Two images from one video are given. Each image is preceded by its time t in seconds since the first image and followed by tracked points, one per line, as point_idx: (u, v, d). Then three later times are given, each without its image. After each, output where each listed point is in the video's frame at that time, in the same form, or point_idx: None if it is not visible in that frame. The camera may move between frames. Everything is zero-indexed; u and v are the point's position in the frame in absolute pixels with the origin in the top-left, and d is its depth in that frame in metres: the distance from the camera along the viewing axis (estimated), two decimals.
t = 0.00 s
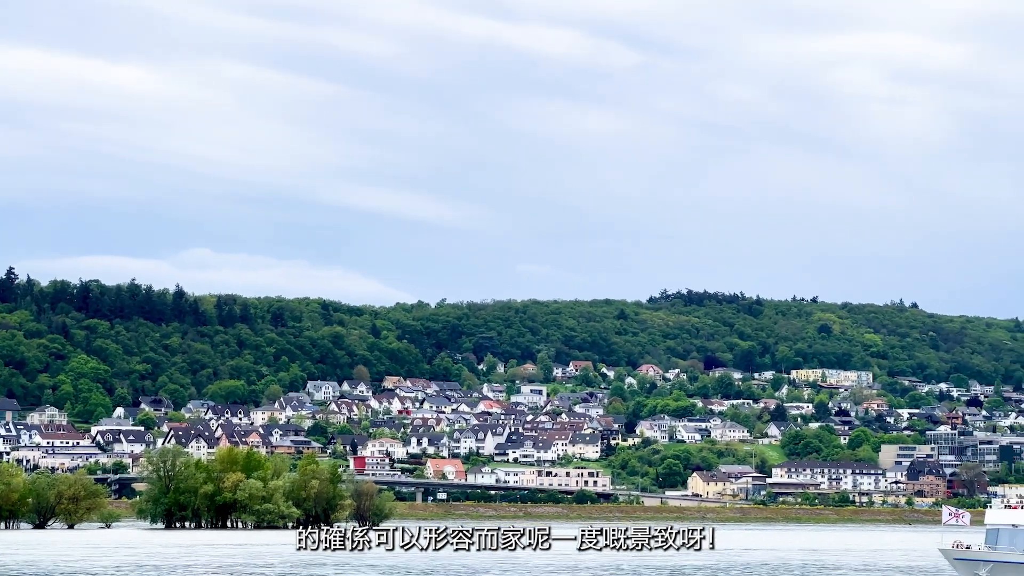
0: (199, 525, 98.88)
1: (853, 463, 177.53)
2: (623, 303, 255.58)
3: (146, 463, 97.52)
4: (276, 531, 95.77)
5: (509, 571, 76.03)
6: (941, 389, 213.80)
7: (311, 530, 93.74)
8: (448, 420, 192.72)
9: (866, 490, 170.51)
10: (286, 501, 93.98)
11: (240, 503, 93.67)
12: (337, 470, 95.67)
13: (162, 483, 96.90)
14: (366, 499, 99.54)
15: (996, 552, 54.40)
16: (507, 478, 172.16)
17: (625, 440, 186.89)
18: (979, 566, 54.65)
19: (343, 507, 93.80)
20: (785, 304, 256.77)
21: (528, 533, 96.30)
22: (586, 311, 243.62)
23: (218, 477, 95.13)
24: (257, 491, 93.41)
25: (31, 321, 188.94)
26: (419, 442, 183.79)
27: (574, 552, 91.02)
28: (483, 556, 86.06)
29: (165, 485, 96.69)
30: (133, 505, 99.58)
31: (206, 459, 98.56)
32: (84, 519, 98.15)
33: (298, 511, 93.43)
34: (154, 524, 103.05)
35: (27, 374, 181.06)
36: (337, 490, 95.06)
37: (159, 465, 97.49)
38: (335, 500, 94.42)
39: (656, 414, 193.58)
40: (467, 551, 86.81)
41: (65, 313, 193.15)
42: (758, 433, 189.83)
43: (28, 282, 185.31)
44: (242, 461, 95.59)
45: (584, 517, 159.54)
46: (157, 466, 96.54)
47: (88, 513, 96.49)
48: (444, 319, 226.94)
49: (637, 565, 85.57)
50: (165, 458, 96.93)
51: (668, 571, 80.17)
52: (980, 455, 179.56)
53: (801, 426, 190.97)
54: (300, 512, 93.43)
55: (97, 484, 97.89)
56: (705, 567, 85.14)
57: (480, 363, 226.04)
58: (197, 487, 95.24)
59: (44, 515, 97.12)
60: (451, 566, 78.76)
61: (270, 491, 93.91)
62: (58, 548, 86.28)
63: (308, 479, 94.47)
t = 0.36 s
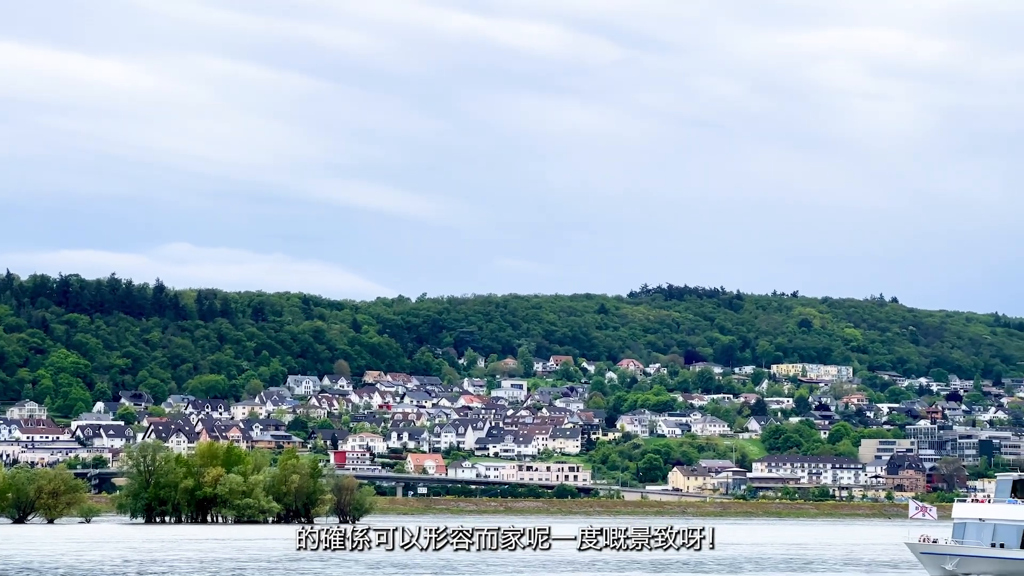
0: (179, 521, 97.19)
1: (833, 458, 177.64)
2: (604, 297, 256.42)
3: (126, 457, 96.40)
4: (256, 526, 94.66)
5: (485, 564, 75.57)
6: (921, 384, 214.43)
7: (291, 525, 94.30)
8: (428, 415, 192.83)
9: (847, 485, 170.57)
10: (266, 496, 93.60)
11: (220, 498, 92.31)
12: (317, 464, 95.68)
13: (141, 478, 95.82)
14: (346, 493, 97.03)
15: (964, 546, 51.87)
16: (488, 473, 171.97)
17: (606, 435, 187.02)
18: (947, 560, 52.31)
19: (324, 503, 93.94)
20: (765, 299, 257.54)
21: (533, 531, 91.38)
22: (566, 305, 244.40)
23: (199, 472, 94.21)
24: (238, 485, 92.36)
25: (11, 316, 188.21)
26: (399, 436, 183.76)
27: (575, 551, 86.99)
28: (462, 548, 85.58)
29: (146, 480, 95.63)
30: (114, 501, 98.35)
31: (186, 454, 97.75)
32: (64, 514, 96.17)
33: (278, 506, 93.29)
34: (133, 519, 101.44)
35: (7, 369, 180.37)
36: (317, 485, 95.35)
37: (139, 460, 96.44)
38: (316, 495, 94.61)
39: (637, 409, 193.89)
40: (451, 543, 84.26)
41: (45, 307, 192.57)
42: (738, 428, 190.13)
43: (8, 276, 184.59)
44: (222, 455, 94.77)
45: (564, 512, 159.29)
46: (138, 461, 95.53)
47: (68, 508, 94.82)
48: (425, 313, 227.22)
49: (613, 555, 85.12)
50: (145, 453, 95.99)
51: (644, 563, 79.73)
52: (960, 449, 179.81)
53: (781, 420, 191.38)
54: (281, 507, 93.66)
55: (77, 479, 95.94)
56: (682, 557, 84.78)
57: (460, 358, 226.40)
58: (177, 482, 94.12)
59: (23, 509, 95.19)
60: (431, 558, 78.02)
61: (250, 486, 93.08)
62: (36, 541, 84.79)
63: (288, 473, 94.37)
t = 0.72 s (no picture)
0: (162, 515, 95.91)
1: (816, 453, 177.77)
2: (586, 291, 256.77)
3: (108, 452, 94.34)
4: (238, 519, 93.78)
5: (460, 558, 75.42)
6: (903, 378, 214.99)
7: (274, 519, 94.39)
8: (410, 409, 192.97)
9: (829, 479, 170.61)
10: (248, 490, 92.68)
11: (203, 493, 91.54)
12: (300, 458, 95.13)
13: (124, 472, 93.93)
14: (330, 489, 100.54)
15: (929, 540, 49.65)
16: (470, 468, 171.88)
17: (588, 429, 187.27)
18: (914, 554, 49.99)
19: (306, 498, 94.94)
20: (748, 294, 258.12)
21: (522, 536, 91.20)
22: (549, 300, 244.74)
23: (181, 467, 92.74)
24: (220, 480, 91.59)
25: None
26: (382, 431, 183.73)
27: (556, 548, 86.83)
28: (437, 545, 85.46)
29: (128, 474, 93.77)
30: (96, 496, 96.63)
31: (169, 448, 95.31)
32: (45, 508, 95.28)
33: (262, 501, 92.50)
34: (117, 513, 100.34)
35: None
36: (299, 479, 95.61)
37: (121, 454, 94.37)
38: (298, 489, 95.44)
39: (619, 404, 194.27)
40: (431, 547, 83.97)
41: (27, 302, 192.10)
42: (721, 423, 190.42)
43: None
44: (205, 450, 93.04)
45: (546, 507, 159.16)
46: (119, 456, 93.60)
47: (50, 503, 94.49)
48: (407, 308, 227.32)
49: (592, 550, 85.04)
50: (128, 447, 93.99)
51: (621, 558, 79.40)
52: (942, 444, 180.15)
53: (763, 415, 191.76)
54: (264, 502, 93.23)
55: (58, 473, 95.65)
56: (660, 553, 84.52)
57: (443, 352, 226.60)
58: (159, 477, 92.68)
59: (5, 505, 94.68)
60: (407, 552, 77.91)
61: (232, 480, 92.04)
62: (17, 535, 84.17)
63: (271, 468, 93.62)
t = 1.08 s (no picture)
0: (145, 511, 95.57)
1: (799, 448, 177.95)
2: (570, 287, 257.03)
3: (90, 448, 93.95)
4: (221, 515, 93.94)
5: (436, 553, 75.07)
6: (886, 374, 215.56)
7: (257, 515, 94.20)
8: (394, 405, 193.11)
9: (812, 475, 170.60)
10: (232, 486, 92.60)
11: (187, 489, 90.77)
12: (284, 454, 94.73)
13: (106, 468, 93.46)
14: (313, 484, 100.54)
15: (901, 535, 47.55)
16: (454, 464, 171.77)
17: (572, 425, 187.47)
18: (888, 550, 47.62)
19: (290, 494, 94.40)
20: (731, 290, 258.62)
21: (503, 534, 91.34)
22: (533, 296, 245.00)
23: (164, 463, 92.24)
24: (203, 476, 90.91)
25: None
26: (365, 427, 183.75)
27: (535, 544, 86.92)
28: (414, 540, 85.18)
29: (110, 471, 93.29)
30: (79, 491, 96.33)
31: (151, 444, 95.07)
32: (28, 504, 95.03)
33: (245, 496, 92.29)
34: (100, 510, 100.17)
35: None
36: (283, 475, 95.21)
37: (103, 450, 93.92)
38: (282, 485, 94.96)
39: (603, 400, 194.61)
40: (406, 542, 83.68)
41: (10, 297, 191.53)
42: (705, 419, 190.71)
43: None
44: (188, 446, 92.59)
45: (530, 502, 159.13)
46: (102, 452, 93.17)
47: (33, 499, 94.34)
48: (391, 304, 227.26)
49: (571, 545, 85.09)
50: (110, 443, 93.55)
51: (598, 552, 79.10)
52: (925, 439, 180.41)
53: (747, 411, 192.10)
54: (247, 498, 93.21)
55: (41, 469, 95.51)
56: (638, 548, 84.31)
57: (427, 348, 226.77)
58: (143, 473, 92.08)
59: None
60: (380, 547, 77.56)
61: (216, 476, 91.87)
62: None
63: (255, 464, 93.31)
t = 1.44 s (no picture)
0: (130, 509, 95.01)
1: (784, 445, 178.04)
2: (555, 285, 257.01)
3: (75, 446, 93.72)
4: (207, 513, 93.25)
5: (417, 550, 74.76)
6: (871, 371, 216.02)
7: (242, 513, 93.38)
8: (380, 402, 193.22)
9: (797, 472, 170.50)
10: (217, 483, 91.91)
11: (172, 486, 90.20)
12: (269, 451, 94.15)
13: (91, 466, 93.12)
14: (299, 481, 100.30)
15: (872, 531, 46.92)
16: (439, 461, 171.57)
17: (558, 422, 187.54)
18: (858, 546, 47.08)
19: (276, 491, 93.64)
20: (717, 287, 258.85)
21: (487, 531, 91.49)
22: (518, 294, 245.02)
23: (149, 461, 92.03)
24: (189, 473, 90.22)
25: None
26: (351, 424, 183.67)
27: (517, 540, 86.88)
28: (395, 537, 84.79)
29: (95, 469, 92.93)
30: (64, 488, 95.97)
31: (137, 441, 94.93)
32: (12, 502, 94.85)
33: (230, 494, 91.51)
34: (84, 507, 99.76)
35: None
36: (268, 473, 94.49)
37: (89, 448, 93.74)
38: (267, 483, 94.20)
39: (588, 397, 194.89)
40: (388, 538, 83.32)
41: None
42: (690, 416, 190.90)
43: None
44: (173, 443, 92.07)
45: (515, 499, 158.99)
46: (88, 449, 92.98)
47: (17, 497, 94.08)
48: (377, 302, 227.18)
49: (551, 542, 85.05)
50: (95, 441, 93.38)
51: (576, 549, 78.76)
52: (910, 437, 180.67)
53: (732, 408, 192.32)
54: (233, 496, 92.26)
55: (25, 467, 95.11)
56: (619, 544, 84.06)
57: (412, 346, 226.83)
58: (128, 471, 91.86)
59: None
60: (362, 544, 77.24)
61: (201, 474, 90.94)
62: None
63: (240, 461, 92.63)
